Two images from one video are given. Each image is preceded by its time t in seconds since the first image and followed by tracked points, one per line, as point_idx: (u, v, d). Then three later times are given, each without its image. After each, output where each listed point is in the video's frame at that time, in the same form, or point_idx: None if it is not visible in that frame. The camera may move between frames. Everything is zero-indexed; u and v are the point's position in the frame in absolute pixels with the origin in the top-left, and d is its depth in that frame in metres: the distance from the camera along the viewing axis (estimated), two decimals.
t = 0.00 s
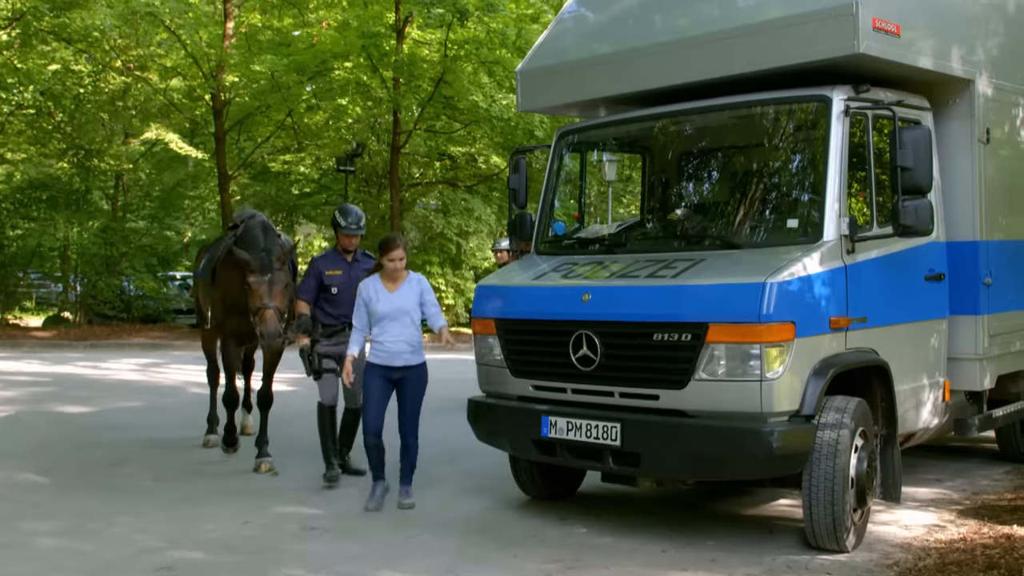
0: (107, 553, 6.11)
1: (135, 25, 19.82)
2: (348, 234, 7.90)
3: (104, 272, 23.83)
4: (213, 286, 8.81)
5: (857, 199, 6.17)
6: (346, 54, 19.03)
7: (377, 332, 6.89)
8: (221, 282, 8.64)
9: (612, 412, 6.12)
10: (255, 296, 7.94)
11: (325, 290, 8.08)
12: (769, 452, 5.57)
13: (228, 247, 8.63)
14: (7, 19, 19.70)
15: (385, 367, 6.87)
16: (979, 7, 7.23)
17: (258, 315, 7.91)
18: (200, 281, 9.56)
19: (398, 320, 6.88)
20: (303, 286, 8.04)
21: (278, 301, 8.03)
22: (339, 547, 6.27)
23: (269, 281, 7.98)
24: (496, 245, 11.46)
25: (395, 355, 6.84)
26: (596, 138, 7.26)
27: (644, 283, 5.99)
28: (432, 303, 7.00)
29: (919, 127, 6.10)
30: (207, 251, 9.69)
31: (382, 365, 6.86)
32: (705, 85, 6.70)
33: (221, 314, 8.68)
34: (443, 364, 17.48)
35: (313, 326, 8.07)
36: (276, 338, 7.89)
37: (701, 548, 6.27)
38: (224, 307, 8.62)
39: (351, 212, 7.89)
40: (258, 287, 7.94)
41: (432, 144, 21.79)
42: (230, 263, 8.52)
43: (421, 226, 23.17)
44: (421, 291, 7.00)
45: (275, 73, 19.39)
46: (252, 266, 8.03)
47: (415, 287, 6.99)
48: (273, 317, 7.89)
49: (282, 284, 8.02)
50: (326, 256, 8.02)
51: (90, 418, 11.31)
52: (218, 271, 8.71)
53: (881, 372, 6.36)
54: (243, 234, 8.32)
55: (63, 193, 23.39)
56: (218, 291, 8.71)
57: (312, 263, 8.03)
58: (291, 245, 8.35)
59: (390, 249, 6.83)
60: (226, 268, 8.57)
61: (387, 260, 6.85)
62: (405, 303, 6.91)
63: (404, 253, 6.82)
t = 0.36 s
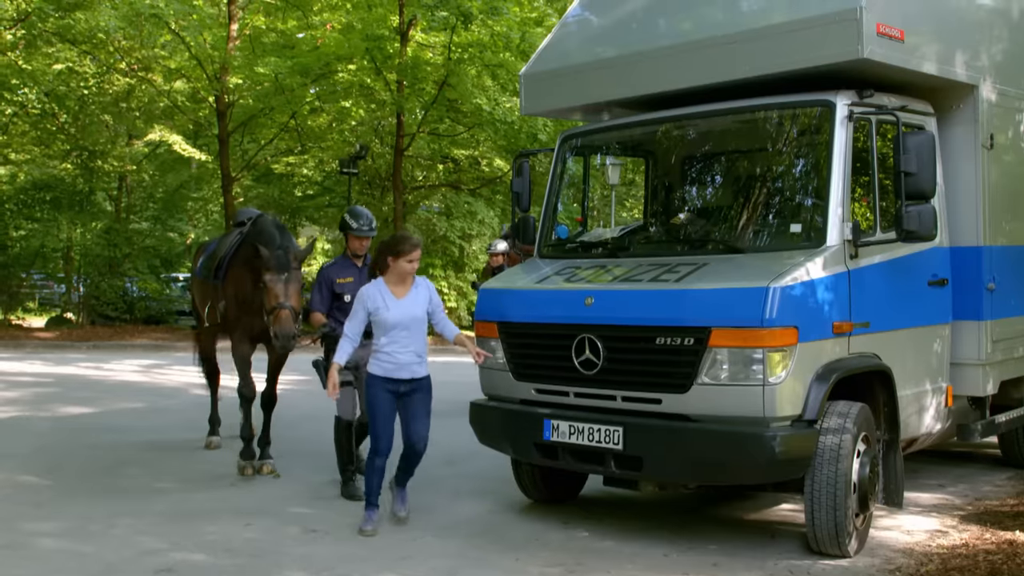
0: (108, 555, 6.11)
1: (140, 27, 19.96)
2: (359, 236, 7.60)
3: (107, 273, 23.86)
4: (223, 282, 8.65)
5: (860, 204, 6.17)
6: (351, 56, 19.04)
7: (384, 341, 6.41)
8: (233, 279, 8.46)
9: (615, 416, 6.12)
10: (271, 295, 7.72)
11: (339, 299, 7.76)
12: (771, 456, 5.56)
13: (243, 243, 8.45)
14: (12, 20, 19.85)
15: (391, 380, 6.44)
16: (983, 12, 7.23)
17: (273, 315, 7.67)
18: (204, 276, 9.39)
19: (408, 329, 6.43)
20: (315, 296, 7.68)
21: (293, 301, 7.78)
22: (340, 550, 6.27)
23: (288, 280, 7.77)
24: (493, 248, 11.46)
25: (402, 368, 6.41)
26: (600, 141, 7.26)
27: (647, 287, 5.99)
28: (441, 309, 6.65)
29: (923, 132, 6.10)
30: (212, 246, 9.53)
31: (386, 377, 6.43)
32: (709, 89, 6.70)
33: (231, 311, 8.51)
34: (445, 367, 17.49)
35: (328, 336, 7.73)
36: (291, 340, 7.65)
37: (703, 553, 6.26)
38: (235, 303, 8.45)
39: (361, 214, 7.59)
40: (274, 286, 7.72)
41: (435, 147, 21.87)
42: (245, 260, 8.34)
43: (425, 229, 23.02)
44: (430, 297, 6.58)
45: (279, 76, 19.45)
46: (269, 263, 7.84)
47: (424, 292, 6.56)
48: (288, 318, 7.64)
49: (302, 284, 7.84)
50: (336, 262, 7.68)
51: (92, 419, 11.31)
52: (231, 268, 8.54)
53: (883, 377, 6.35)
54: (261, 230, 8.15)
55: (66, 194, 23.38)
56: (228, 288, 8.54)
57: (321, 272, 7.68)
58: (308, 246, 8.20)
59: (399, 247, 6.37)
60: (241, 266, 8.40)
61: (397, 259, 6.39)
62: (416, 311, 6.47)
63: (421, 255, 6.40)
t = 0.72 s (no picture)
0: (106, 554, 6.11)
1: (135, 26, 19.98)
2: (369, 227, 7.29)
3: (103, 273, 23.86)
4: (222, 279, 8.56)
5: (857, 201, 6.17)
6: (347, 55, 19.00)
7: (412, 345, 5.78)
8: (235, 274, 8.40)
9: (612, 413, 6.13)
10: (283, 284, 7.69)
11: (348, 297, 7.47)
12: (768, 453, 5.57)
13: (244, 238, 8.42)
14: (7, 20, 19.86)
15: (415, 390, 5.82)
16: (979, 9, 7.24)
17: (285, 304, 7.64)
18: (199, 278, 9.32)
19: (434, 333, 5.84)
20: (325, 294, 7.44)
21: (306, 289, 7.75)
22: (338, 548, 6.27)
23: (296, 269, 7.76)
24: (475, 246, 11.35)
25: (428, 374, 5.82)
26: (596, 139, 7.25)
27: (644, 284, 6.00)
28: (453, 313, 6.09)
29: (919, 128, 6.11)
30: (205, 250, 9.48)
31: (412, 386, 5.80)
32: (705, 86, 6.71)
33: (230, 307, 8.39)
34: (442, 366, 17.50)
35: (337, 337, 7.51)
36: (308, 327, 7.58)
37: (701, 549, 6.26)
38: (234, 300, 8.34)
39: (369, 205, 7.24)
40: (285, 274, 7.71)
41: (431, 145, 21.94)
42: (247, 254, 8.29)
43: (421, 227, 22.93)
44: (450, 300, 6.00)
45: (274, 75, 19.46)
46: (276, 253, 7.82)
47: (445, 293, 5.97)
48: (302, 306, 7.61)
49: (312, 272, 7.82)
50: (343, 259, 7.45)
51: (89, 419, 11.31)
52: (232, 263, 8.47)
53: (880, 373, 6.36)
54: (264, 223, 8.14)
55: (63, 194, 23.28)
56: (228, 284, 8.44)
57: (330, 268, 7.45)
58: (314, 239, 8.21)
59: (428, 244, 5.77)
60: (244, 260, 8.34)
61: (426, 259, 5.76)
62: (439, 313, 5.88)
63: (451, 254, 5.79)
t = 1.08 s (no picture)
0: (95, 551, 6.09)
1: (124, 22, 19.93)
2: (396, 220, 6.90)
3: (92, 270, 23.66)
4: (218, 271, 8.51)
5: (846, 197, 6.18)
6: (337, 52, 19.06)
7: (424, 341, 5.30)
8: (231, 263, 8.34)
9: (601, 410, 6.13)
10: (289, 271, 7.70)
11: (365, 292, 7.29)
12: (757, 449, 5.58)
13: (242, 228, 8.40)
14: None
15: (421, 393, 5.31)
16: (968, 6, 7.26)
17: (293, 290, 7.67)
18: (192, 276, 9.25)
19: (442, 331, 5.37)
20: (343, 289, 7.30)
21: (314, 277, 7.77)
22: (328, 545, 6.27)
23: (303, 256, 7.76)
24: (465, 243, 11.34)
25: (434, 376, 5.33)
26: (586, 136, 7.25)
27: (634, 281, 6.00)
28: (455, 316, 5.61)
29: (908, 125, 6.12)
30: (196, 248, 9.44)
31: (417, 389, 5.29)
32: (695, 83, 6.71)
33: (226, 296, 8.31)
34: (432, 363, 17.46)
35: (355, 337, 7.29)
36: (316, 315, 7.63)
37: (690, 546, 6.27)
38: (231, 288, 8.28)
39: (397, 198, 6.84)
40: (291, 261, 7.72)
41: (423, 143, 21.67)
42: (245, 242, 8.25)
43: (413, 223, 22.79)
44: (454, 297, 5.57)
45: (264, 71, 19.56)
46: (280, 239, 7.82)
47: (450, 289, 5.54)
48: (310, 292, 7.64)
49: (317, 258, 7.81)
50: (365, 251, 7.25)
51: (78, 416, 11.28)
52: (229, 253, 8.42)
53: (869, 370, 6.37)
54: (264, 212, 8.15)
55: (51, 190, 23.21)
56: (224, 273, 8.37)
57: (350, 260, 7.27)
58: (313, 232, 8.23)
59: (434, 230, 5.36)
60: (241, 249, 8.29)
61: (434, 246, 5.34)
62: (447, 311, 5.43)
63: (456, 242, 5.39)
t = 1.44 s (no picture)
0: (82, 547, 6.08)
1: (112, 16, 19.88)
2: (407, 211, 6.35)
3: (81, 265, 23.61)
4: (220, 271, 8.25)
5: (835, 194, 6.20)
6: (327, 46, 19.01)
7: (436, 344, 4.97)
8: (236, 265, 8.11)
9: (590, 405, 6.14)
10: (315, 263, 7.27)
11: (382, 284, 6.66)
12: (745, 445, 5.60)
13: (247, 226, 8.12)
14: None
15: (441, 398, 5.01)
16: (957, 3, 7.27)
17: (320, 282, 7.16)
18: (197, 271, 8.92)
19: (463, 330, 5.03)
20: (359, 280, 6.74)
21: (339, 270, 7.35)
22: (317, 541, 6.26)
23: (328, 249, 7.34)
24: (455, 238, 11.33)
25: (453, 380, 5.00)
26: (576, 131, 7.25)
27: (623, 277, 6.00)
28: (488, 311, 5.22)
29: (896, 121, 6.14)
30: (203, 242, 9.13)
31: (434, 394, 4.99)
32: (684, 79, 6.72)
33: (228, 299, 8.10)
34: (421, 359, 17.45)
35: (367, 331, 6.66)
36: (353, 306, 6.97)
37: (679, 541, 6.29)
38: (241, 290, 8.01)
39: (412, 185, 6.30)
40: (316, 254, 7.29)
41: (413, 138, 21.47)
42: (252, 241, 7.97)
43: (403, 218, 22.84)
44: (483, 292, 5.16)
45: (254, 65, 19.36)
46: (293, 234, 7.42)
47: (476, 285, 5.14)
48: (342, 283, 7.10)
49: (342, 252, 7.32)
50: (382, 240, 6.63)
51: (66, 412, 11.24)
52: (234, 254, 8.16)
53: (858, 365, 6.39)
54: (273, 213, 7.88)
55: (40, 185, 23.04)
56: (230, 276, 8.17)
57: (364, 250, 6.62)
58: (332, 224, 8.06)
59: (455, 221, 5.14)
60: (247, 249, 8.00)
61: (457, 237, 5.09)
62: (468, 310, 5.06)
63: (468, 229, 5.11)
